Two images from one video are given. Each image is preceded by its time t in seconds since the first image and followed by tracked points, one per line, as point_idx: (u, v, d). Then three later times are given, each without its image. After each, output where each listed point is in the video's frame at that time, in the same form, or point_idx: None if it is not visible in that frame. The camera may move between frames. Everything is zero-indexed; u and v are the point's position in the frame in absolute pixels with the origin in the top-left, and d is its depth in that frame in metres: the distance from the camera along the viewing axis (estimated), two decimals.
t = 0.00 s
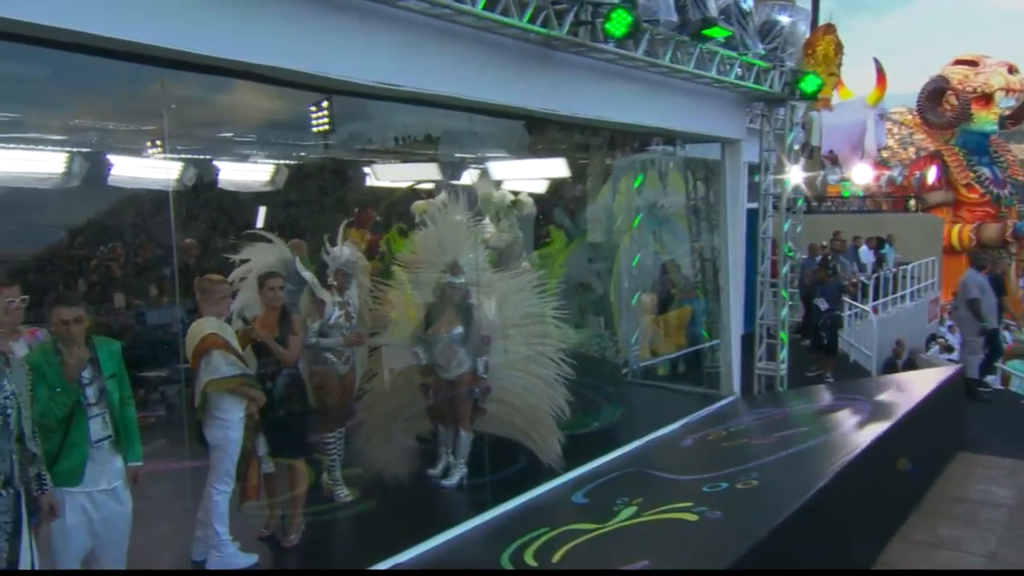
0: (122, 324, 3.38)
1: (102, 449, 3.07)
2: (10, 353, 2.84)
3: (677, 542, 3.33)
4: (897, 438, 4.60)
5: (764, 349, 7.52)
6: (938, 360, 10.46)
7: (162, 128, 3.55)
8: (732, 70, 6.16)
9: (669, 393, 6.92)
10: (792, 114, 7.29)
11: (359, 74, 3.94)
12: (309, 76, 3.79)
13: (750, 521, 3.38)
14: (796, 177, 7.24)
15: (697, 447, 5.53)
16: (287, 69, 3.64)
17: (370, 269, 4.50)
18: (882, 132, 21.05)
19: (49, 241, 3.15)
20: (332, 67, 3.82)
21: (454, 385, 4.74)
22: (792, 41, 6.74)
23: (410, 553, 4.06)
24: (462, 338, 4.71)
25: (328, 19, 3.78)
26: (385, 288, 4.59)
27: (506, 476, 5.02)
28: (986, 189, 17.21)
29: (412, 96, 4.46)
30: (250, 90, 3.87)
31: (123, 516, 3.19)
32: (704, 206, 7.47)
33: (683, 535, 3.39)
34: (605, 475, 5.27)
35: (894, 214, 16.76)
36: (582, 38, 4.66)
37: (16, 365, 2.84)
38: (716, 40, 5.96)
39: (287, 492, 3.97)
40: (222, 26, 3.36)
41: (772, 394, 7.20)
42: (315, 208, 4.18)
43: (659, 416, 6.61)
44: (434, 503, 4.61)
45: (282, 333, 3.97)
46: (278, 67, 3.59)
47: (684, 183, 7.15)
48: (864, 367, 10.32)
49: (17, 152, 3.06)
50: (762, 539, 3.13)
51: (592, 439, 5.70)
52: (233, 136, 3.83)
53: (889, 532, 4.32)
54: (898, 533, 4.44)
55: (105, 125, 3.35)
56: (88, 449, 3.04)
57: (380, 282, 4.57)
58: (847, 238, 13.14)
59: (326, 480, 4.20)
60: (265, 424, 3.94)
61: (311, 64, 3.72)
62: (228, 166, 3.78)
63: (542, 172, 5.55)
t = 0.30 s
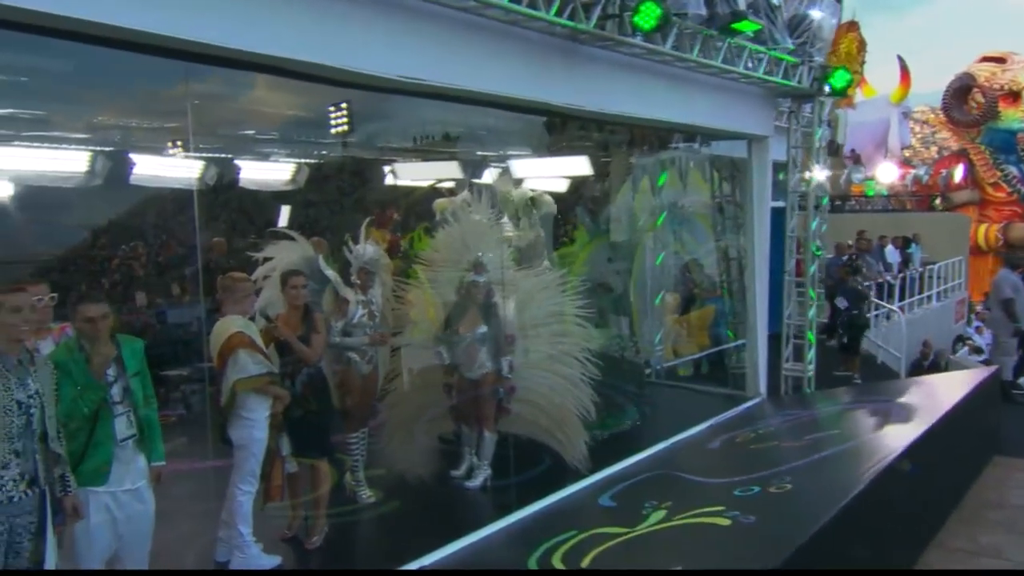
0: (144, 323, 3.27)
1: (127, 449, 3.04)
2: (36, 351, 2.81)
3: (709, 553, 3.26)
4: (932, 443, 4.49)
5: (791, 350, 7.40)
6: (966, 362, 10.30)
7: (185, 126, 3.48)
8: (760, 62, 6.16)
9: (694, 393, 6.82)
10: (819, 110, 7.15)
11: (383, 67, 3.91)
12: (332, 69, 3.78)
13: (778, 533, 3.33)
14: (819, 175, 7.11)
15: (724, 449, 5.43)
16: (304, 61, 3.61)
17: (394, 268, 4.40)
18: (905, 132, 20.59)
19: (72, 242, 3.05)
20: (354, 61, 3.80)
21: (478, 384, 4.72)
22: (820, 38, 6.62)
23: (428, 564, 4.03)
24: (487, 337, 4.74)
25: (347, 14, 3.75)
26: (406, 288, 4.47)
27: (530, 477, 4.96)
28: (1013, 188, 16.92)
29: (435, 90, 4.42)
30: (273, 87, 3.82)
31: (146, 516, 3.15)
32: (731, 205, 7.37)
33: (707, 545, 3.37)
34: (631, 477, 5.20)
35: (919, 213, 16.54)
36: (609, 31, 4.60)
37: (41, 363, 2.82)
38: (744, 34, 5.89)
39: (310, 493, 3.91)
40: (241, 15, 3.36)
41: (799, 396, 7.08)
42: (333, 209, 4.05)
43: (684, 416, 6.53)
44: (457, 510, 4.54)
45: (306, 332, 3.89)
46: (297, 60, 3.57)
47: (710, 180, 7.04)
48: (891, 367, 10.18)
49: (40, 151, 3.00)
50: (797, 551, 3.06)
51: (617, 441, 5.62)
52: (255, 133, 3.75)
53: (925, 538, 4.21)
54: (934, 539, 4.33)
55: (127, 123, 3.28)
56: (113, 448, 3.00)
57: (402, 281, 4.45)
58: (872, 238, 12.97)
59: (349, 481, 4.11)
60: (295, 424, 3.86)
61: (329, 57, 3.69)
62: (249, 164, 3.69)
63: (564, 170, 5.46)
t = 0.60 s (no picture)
0: (164, 322, 3.19)
1: (150, 449, 3.01)
2: (56, 349, 2.71)
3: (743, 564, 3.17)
4: (969, 450, 4.38)
5: (818, 351, 7.27)
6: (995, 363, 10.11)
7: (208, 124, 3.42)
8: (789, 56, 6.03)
9: (719, 395, 6.70)
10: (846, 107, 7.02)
11: (406, 61, 3.89)
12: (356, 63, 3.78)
13: (805, 548, 3.27)
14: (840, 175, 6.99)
15: (752, 452, 5.32)
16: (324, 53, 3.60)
17: (417, 267, 4.35)
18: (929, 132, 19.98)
19: (94, 241, 3.00)
20: (378, 54, 3.79)
21: (501, 384, 4.68)
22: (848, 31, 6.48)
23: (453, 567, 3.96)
24: (511, 337, 4.69)
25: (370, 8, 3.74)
26: (426, 287, 4.41)
27: (554, 480, 4.89)
28: None
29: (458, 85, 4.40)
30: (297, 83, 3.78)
31: (169, 517, 3.11)
32: (757, 204, 7.25)
33: (735, 552, 3.29)
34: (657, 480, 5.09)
35: (945, 213, 16.29)
36: (637, 24, 4.54)
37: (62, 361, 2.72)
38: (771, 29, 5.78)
39: (332, 494, 3.85)
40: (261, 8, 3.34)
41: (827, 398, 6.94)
42: (350, 210, 3.96)
43: (709, 419, 6.41)
44: (479, 515, 4.46)
45: (328, 331, 3.83)
46: (317, 52, 3.57)
47: (736, 177, 6.93)
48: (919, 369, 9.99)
49: (63, 149, 2.94)
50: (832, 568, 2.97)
51: (641, 443, 5.53)
52: (277, 131, 3.68)
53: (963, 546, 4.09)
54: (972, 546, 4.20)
55: (149, 121, 3.22)
56: (138, 447, 2.97)
57: (424, 280, 4.39)
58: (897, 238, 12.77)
59: (371, 482, 4.04)
60: (317, 423, 3.81)
61: (349, 48, 3.68)
62: (269, 163, 3.62)
63: (588, 167, 5.32)
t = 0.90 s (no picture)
0: (184, 320, 3.13)
1: (175, 448, 2.98)
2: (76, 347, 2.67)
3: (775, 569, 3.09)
4: (1005, 456, 4.27)
5: (844, 351, 7.15)
6: None
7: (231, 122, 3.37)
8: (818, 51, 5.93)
9: (744, 397, 6.59)
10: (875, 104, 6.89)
11: (431, 55, 3.85)
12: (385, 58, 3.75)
13: (838, 552, 3.19)
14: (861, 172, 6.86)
15: (779, 454, 5.23)
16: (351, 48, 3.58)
17: (439, 265, 4.28)
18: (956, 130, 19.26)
19: (114, 241, 2.95)
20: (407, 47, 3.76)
21: (525, 383, 4.62)
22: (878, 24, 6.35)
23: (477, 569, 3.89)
24: (534, 335, 4.64)
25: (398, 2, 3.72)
26: (446, 285, 4.31)
27: (579, 481, 4.82)
28: None
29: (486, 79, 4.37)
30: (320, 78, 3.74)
31: (193, 517, 3.06)
32: (783, 202, 7.15)
33: (766, 558, 3.21)
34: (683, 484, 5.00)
35: (970, 212, 16.07)
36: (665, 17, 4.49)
37: (82, 360, 2.67)
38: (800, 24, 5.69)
39: (354, 494, 3.79)
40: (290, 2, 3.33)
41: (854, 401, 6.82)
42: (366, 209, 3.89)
43: (733, 421, 6.30)
44: (501, 518, 4.38)
45: (351, 330, 3.78)
46: (344, 46, 3.54)
47: (761, 175, 6.83)
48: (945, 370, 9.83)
49: (84, 148, 2.90)
50: None
51: (665, 445, 5.45)
52: (298, 129, 3.62)
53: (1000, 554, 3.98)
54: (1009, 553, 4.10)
55: (170, 119, 3.16)
56: (162, 446, 2.94)
57: (448, 278, 4.32)
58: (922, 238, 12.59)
59: (392, 483, 3.98)
60: (339, 423, 3.75)
61: (379, 41, 3.66)
62: (289, 162, 3.55)
63: (610, 166, 5.24)
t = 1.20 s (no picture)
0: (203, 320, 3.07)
1: (199, 447, 2.90)
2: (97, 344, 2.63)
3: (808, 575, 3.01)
4: None
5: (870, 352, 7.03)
6: None
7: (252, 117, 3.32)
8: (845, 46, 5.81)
9: (767, 398, 6.48)
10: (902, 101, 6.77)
11: (455, 49, 3.79)
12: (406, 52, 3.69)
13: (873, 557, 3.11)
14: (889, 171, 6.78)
15: (806, 457, 5.13)
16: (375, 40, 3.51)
17: (459, 264, 4.21)
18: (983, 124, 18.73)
19: (133, 241, 2.90)
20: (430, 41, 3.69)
21: (547, 383, 4.54)
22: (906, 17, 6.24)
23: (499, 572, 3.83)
24: (556, 335, 4.56)
25: None
26: (466, 286, 4.25)
27: (602, 483, 4.74)
28: None
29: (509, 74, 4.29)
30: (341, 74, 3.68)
31: (216, 517, 3.00)
32: (807, 201, 7.04)
33: (797, 564, 3.13)
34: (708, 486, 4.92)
35: (995, 211, 15.83)
36: (692, 10, 4.41)
37: (103, 357, 2.62)
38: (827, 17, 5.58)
39: (375, 496, 3.72)
40: None
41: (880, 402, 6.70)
42: (384, 210, 3.83)
43: (757, 423, 6.20)
44: (523, 520, 4.31)
45: (371, 329, 3.72)
46: (368, 39, 3.48)
47: (784, 173, 6.72)
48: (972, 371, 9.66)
49: (105, 147, 2.86)
50: None
51: (689, 447, 5.36)
52: (317, 126, 3.56)
53: None
54: None
55: (190, 116, 3.11)
56: (186, 444, 2.87)
57: (468, 276, 4.26)
58: (947, 237, 12.39)
59: (414, 484, 3.93)
60: (361, 423, 3.70)
61: (401, 35, 3.59)
62: (308, 161, 3.50)
63: (631, 164, 5.17)
